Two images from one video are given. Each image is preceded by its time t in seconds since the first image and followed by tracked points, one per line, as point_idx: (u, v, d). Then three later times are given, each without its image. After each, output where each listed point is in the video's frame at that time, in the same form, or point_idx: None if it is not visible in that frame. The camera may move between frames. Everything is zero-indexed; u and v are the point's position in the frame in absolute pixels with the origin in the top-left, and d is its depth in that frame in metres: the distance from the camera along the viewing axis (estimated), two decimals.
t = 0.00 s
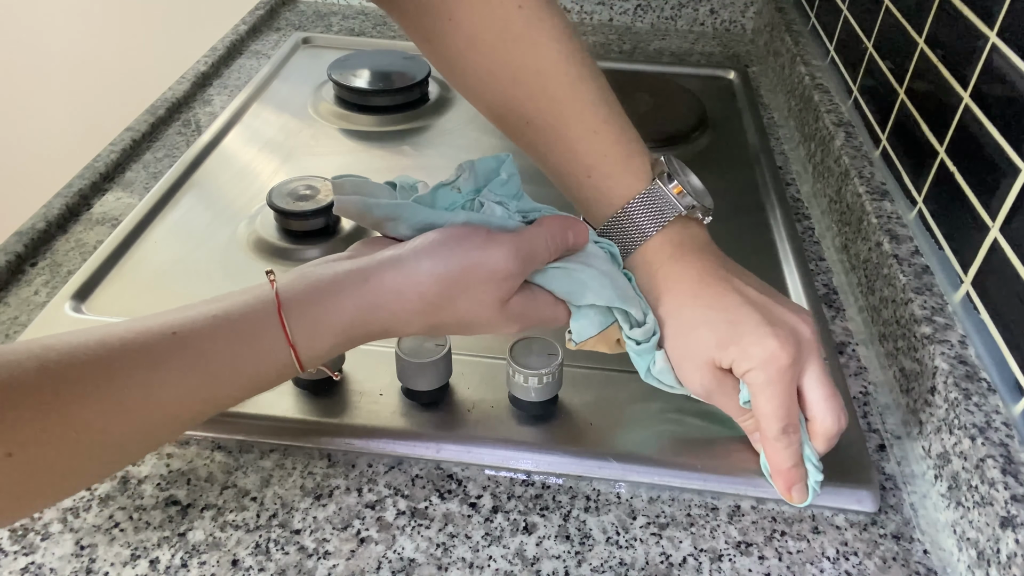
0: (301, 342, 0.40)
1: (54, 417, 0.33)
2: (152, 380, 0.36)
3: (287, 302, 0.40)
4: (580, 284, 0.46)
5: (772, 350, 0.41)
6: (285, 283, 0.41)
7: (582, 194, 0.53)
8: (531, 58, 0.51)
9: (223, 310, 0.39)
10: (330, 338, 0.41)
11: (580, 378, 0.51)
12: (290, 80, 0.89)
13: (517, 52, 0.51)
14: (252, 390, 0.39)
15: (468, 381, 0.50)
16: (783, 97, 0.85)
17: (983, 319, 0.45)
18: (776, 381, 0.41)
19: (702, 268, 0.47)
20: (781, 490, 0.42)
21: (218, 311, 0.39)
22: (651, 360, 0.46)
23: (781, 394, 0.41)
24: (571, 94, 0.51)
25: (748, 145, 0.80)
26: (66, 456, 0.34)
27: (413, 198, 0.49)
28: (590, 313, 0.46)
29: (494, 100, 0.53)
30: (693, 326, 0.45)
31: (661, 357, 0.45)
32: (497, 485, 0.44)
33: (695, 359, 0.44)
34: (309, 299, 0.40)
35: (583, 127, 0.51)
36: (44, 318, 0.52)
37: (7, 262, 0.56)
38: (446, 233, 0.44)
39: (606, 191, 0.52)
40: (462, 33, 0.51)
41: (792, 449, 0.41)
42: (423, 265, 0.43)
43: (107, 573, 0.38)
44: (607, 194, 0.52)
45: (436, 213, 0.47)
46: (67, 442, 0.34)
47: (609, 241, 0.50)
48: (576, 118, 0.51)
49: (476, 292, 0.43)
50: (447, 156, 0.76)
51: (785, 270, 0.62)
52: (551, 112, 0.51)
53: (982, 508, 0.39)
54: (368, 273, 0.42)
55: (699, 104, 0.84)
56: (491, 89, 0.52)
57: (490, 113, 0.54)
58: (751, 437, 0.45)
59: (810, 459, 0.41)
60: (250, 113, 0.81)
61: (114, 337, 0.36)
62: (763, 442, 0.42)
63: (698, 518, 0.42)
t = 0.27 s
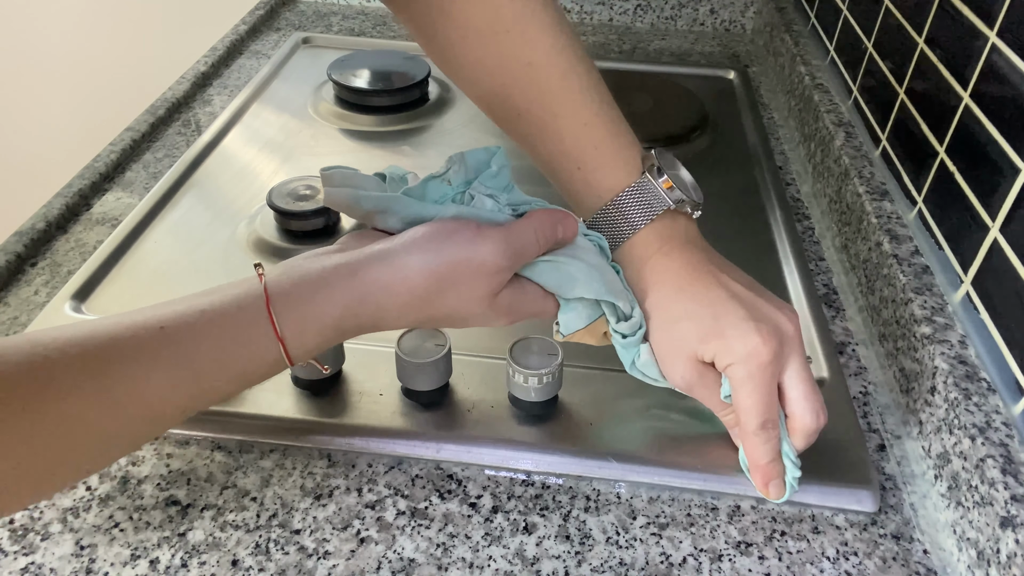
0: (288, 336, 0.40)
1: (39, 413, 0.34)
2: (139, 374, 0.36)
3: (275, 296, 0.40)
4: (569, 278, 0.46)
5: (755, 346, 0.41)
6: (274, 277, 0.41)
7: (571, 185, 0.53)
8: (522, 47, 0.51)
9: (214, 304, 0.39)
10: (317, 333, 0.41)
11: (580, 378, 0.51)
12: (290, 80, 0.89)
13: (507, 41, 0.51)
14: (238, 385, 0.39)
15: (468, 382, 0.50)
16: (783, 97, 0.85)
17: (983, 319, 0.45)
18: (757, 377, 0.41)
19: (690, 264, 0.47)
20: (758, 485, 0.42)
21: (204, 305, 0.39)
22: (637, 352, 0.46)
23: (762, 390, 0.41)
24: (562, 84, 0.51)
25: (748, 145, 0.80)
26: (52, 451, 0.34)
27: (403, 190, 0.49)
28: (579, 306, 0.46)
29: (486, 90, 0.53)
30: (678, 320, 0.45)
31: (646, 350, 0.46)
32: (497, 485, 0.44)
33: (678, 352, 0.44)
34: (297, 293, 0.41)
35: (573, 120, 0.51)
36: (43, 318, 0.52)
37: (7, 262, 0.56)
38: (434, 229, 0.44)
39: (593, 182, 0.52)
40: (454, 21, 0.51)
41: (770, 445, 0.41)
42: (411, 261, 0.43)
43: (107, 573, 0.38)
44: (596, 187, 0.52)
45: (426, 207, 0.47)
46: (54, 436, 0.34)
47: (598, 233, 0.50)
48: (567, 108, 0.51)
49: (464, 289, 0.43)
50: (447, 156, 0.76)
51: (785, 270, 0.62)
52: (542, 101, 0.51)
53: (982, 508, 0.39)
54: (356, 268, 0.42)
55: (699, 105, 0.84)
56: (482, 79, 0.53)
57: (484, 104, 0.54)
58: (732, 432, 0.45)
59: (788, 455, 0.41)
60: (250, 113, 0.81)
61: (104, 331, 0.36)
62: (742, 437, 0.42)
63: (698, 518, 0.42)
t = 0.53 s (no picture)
0: (281, 326, 0.40)
1: (31, 407, 0.33)
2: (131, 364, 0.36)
3: (266, 286, 0.40)
4: (559, 267, 0.46)
5: (738, 343, 0.41)
6: (265, 266, 0.41)
7: (567, 177, 0.54)
8: (524, 42, 0.53)
9: (204, 294, 0.39)
10: (308, 322, 0.41)
11: (580, 378, 0.51)
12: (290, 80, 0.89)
13: (510, 35, 0.53)
14: (231, 375, 0.39)
15: (468, 381, 0.50)
16: (783, 97, 0.85)
17: (983, 319, 0.45)
18: (739, 374, 0.41)
19: (681, 261, 0.47)
20: (733, 482, 0.42)
21: (197, 295, 0.39)
22: (624, 344, 0.46)
23: (743, 387, 0.41)
24: (561, 79, 0.53)
25: (748, 145, 0.80)
26: (46, 445, 0.34)
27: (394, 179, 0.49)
28: (569, 296, 0.46)
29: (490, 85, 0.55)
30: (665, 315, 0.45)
31: (633, 342, 0.46)
32: (497, 485, 0.44)
33: (664, 346, 0.44)
34: (288, 283, 0.40)
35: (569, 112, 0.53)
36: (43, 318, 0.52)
37: (7, 262, 0.56)
38: (426, 217, 0.44)
39: (587, 173, 0.53)
40: (460, 15, 0.54)
41: (748, 443, 0.41)
42: (402, 251, 0.42)
43: (106, 573, 0.38)
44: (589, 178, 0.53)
45: (417, 194, 0.46)
46: (47, 429, 0.34)
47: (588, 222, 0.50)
48: (565, 101, 0.53)
49: (455, 278, 0.43)
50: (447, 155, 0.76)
51: (785, 270, 0.62)
52: (540, 94, 0.53)
53: (983, 508, 0.39)
54: (347, 258, 0.42)
55: (699, 105, 0.84)
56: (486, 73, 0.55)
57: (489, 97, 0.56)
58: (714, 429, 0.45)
59: (766, 454, 0.41)
60: (250, 113, 0.81)
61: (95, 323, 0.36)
62: (722, 434, 0.42)
63: (698, 518, 0.42)
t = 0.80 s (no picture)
0: (272, 319, 0.40)
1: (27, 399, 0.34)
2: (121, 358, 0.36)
3: (257, 279, 0.40)
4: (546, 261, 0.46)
5: (720, 340, 0.41)
6: (255, 261, 0.41)
7: (559, 168, 0.55)
8: (522, 33, 0.53)
9: (196, 288, 0.39)
10: (300, 316, 0.40)
11: (580, 378, 0.51)
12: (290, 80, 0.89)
13: (508, 27, 0.53)
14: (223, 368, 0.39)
15: (468, 381, 0.50)
16: (783, 97, 0.85)
17: (983, 319, 0.45)
18: (719, 370, 0.41)
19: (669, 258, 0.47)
20: (711, 478, 0.42)
21: (189, 290, 0.39)
22: (608, 338, 0.47)
23: (724, 384, 0.41)
24: (557, 71, 0.53)
25: (748, 145, 0.80)
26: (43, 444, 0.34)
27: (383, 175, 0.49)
28: (557, 289, 0.46)
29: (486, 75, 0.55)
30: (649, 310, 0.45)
31: (618, 337, 0.46)
32: (497, 485, 0.44)
33: (647, 341, 0.44)
34: (278, 276, 0.40)
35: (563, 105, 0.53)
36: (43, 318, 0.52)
37: (7, 262, 0.56)
38: (416, 212, 0.44)
39: (579, 166, 0.53)
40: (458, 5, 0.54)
41: (727, 440, 0.41)
42: (391, 245, 0.42)
43: (106, 573, 0.38)
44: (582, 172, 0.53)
45: (404, 190, 0.47)
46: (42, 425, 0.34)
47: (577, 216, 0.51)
48: (560, 95, 0.53)
49: (445, 272, 0.43)
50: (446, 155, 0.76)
51: (785, 269, 0.62)
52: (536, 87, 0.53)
53: (982, 508, 0.39)
54: (337, 252, 0.42)
55: (699, 105, 0.84)
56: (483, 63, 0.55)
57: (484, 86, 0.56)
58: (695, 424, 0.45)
59: (744, 453, 0.41)
60: (250, 113, 0.81)
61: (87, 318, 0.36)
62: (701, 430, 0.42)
63: (698, 518, 0.42)
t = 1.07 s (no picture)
0: (264, 315, 0.40)
1: (19, 399, 0.33)
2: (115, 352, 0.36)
3: (250, 275, 0.40)
4: (537, 255, 0.46)
5: (708, 335, 0.41)
6: (248, 257, 0.41)
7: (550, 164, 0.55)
8: (517, 28, 0.52)
9: (188, 284, 0.39)
10: (292, 312, 0.41)
11: (580, 378, 0.51)
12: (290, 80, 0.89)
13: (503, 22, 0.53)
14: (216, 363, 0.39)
15: (468, 381, 0.50)
16: (783, 97, 0.85)
17: (983, 319, 0.45)
18: (707, 365, 0.41)
19: (660, 257, 0.47)
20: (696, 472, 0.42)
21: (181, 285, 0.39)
22: (598, 334, 0.47)
23: (711, 379, 0.41)
24: (551, 68, 0.53)
25: (748, 145, 0.80)
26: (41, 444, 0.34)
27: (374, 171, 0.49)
28: (548, 284, 0.46)
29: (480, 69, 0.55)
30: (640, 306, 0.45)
31: (607, 332, 0.47)
32: (497, 485, 0.44)
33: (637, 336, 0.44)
34: (272, 272, 0.40)
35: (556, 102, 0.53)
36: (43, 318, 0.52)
37: (7, 262, 0.56)
38: (406, 208, 0.45)
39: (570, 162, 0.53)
40: None
41: (713, 435, 0.41)
42: (382, 240, 0.43)
43: (106, 573, 0.38)
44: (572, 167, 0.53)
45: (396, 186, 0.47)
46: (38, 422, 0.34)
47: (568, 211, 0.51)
48: (553, 91, 0.53)
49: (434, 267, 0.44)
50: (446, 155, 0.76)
51: (785, 269, 0.62)
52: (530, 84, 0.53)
53: (982, 508, 0.39)
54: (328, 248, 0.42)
55: (698, 105, 0.84)
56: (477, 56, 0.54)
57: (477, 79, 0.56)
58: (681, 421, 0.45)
59: (731, 448, 0.41)
60: (250, 113, 0.81)
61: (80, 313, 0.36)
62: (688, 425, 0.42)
63: (698, 518, 0.42)
